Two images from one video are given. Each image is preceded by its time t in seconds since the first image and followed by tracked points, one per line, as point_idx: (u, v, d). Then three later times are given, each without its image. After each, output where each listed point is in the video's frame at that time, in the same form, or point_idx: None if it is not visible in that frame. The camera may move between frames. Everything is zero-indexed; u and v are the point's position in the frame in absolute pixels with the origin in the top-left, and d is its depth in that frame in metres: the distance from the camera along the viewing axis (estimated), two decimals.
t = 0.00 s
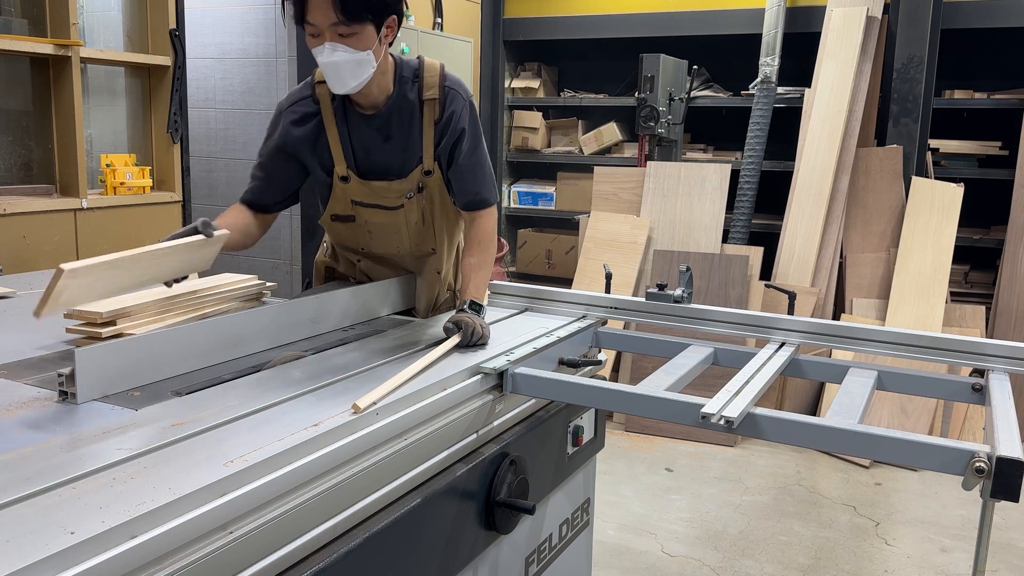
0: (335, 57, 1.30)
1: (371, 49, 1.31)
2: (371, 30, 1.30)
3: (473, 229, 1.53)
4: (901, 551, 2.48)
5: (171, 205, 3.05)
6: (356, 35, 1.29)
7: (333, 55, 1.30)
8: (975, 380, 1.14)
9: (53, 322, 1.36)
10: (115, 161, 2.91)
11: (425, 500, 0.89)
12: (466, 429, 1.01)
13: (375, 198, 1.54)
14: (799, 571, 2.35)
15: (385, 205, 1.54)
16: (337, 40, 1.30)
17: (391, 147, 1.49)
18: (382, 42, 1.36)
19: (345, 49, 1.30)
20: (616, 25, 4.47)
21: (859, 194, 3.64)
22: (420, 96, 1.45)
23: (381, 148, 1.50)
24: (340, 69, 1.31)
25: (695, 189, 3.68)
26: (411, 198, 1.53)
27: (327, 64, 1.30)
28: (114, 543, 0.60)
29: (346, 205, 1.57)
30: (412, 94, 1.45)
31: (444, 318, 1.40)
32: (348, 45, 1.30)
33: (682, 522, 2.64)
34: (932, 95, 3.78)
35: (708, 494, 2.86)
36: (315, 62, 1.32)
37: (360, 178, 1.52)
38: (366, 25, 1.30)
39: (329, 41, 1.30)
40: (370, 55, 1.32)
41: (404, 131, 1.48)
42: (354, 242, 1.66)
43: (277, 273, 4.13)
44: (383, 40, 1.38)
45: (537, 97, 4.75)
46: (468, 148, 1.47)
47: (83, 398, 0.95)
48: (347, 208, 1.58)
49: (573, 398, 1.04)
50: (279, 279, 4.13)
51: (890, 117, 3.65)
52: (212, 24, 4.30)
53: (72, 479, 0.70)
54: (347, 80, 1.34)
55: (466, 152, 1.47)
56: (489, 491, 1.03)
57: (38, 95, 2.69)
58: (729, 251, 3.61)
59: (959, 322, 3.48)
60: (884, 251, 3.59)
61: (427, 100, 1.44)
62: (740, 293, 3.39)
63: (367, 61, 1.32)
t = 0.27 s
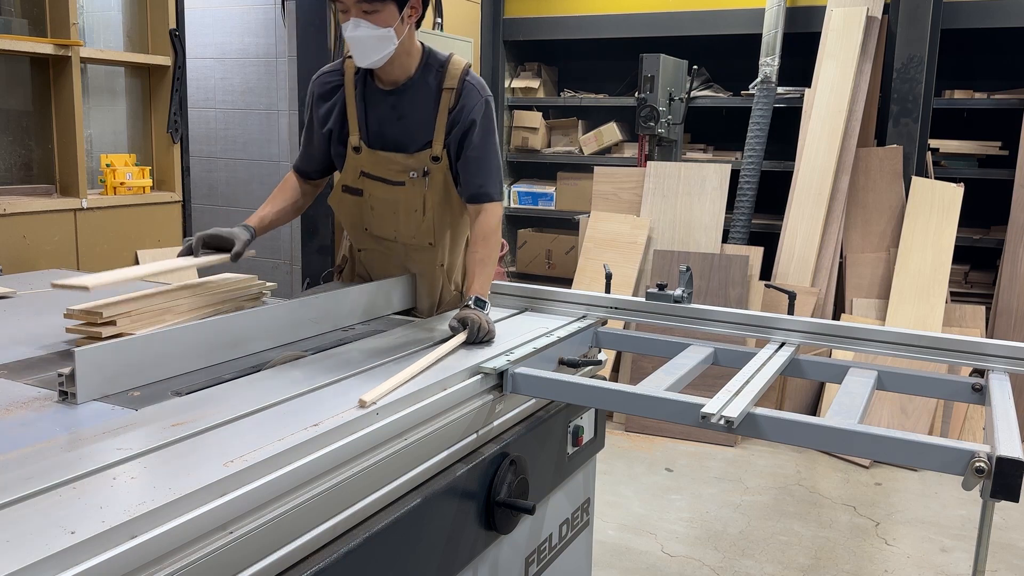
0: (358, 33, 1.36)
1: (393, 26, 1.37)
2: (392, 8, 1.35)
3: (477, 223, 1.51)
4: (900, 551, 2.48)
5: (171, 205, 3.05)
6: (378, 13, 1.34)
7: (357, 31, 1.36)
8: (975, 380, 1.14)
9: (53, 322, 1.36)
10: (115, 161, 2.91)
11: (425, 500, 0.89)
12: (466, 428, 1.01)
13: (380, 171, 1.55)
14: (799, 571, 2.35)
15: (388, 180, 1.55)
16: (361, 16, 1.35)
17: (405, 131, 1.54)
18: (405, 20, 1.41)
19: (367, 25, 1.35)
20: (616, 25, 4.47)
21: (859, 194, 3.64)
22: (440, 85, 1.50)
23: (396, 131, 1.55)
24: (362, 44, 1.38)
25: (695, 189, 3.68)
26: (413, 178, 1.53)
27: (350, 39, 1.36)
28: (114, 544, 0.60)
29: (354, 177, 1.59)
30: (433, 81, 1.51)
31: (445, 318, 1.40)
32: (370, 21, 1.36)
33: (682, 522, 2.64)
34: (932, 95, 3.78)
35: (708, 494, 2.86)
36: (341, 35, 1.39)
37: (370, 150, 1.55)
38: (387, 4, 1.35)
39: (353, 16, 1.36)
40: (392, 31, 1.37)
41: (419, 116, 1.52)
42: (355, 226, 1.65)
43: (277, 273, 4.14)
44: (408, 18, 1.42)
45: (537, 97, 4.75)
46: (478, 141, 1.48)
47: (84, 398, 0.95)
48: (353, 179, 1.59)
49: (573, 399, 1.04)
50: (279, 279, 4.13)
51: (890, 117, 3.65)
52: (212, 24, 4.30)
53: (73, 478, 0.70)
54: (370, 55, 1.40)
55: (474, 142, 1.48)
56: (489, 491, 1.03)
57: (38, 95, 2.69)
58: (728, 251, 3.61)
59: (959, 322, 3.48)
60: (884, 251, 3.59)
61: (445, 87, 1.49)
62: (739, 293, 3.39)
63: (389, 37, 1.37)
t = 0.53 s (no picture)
0: (378, 19, 1.47)
1: (411, 12, 1.49)
2: None
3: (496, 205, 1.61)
4: (900, 551, 2.48)
5: (171, 205, 3.05)
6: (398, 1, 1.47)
7: (378, 17, 1.48)
8: (975, 380, 1.14)
9: (53, 323, 1.36)
10: (115, 161, 2.91)
11: (424, 501, 0.89)
12: (466, 428, 1.01)
13: (399, 155, 1.66)
14: (799, 571, 2.35)
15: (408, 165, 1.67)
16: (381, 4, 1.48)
17: (414, 119, 1.67)
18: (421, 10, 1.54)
19: (388, 12, 1.48)
20: (615, 25, 4.47)
21: (859, 194, 3.64)
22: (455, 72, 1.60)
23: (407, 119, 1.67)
24: (382, 30, 1.49)
25: (695, 189, 3.68)
26: (432, 159, 1.65)
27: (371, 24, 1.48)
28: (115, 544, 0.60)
29: (372, 162, 1.69)
30: (442, 69, 1.62)
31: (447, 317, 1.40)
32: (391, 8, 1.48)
33: (682, 522, 2.64)
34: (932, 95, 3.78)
35: (708, 494, 2.86)
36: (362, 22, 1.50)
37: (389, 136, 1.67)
38: None
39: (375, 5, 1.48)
40: (410, 18, 1.50)
41: (427, 105, 1.65)
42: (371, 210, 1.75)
43: (277, 273, 4.14)
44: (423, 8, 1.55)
45: (537, 97, 4.75)
46: (484, 128, 1.61)
47: (84, 400, 0.95)
48: (370, 164, 1.69)
49: (573, 398, 1.04)
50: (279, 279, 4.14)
51: (890, 117, 3.65)
52: (212, 24, 4.30)
53: (74, 479, 0.70)
54: (389, 41, 1.52)
55: (492, 130, 1.59)
56: (490, 490, 1.03)
57: (38, 95, 2.69)
58: (728, 251, 3.61)
59: (958, 322, 3.48)
60: (884, 251, 3.59)
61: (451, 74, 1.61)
62: (739, 293, 3.39)
63: (409, 24, 1.50)
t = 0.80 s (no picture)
0: (367, 56, 1.25)
1: (407, 39, 1.24)
2: (404, 19, 1.22)
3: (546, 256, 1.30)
4: (901, 551, 2.48)
5: (171, 205, 3.05)
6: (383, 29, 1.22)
7: (365, 54, 1.26)
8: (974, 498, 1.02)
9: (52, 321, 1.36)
10: (115, 161, 2.91)
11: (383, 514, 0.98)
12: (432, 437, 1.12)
13: (432, 207, 1.41)
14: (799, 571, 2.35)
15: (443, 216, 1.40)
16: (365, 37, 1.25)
17: (461, 148, 1.35)
18: (426, 27, 1.26)
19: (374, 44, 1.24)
20: (615, 25, 4.46)
21: (859, 194, 3.63)
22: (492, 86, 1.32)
23: (449, 152, 1.37)
24: (376, 67, 1.27)
25: (694, 189, 3.68)
26: (471, 209, 1.37)
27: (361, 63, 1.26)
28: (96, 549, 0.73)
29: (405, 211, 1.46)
30: (484, 84, 1.33)
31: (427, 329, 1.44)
32: (378, 43, 1.24)
33: (682, 522, 2.64)
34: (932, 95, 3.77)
35: (707, 494, 2.86)
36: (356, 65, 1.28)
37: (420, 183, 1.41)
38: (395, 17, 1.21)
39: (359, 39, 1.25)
40: (406, 46, 1.24)
41: (478, 129, 1.33)
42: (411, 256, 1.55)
43: (277, 272, 4.13)
44: (427, 24, 1.26)
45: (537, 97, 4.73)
46: (570, 137, 1.23)
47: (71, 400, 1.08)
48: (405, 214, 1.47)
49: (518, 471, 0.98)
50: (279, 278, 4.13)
51: (890, 117, 3.65)
52: (211, 23, 4.29)
53: (74, 478, 0.86)
54: (391, 81, 1.29)
55: (553, 154, 1.24)
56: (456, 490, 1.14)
57: (36, 95, 2.69)
58: (728, 251, 3.60)
59: (959, 322, 3.48)
60: (884, 251, 3.59)
61: (498, 82, 1.30)
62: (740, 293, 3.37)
63: (406, 55, 1.26)
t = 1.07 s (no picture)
0: (372, 56, 1.29)
1: (412, 41, 1.26)
2: (407, 20, 1.23)
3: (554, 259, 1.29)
4: (901, 551, 2.48)
5: (171, 205, 3.04)
6: (387, 30, 1.24)
7: (372, 55, 1.29)
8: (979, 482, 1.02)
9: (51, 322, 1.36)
10: (115, 161, 2.90)
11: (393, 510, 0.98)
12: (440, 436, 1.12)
13: (444, 205, 1.41)
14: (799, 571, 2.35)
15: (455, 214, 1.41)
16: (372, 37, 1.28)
17: (474, 149, 1.36)
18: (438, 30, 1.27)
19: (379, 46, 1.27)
20: (615, 25, 4.46)
21: (859, 194, 3.63)
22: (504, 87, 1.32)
23: (462, 152, 1.38)
24: (382, 69, 1.29)
25: (694, 190, 3.68)
26: (483, 209, 1.37)
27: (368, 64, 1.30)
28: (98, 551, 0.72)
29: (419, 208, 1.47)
30: (496, 86, 1.32)
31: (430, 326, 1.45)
32: (385, 44, 1.27)
33: (682, 522, 2.64)
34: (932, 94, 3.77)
35: (707, 494, 2.86)
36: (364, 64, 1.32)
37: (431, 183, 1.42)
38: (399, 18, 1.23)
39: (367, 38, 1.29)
40: (412, 48, 1.26)
41: (490, 130, 1.33)
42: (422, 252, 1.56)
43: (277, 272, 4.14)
44: (438, 28, 1.27)
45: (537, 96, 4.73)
46: (581, 141, 1.23)
47: (79, 397, 1.07)
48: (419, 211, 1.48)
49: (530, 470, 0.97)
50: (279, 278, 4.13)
51: (890, 117, 3.65)
52: (211, 23, 4.29)
53: (75, 478, 0.85)
54: (399, 82, 1.31)
55: (564, 159, 1.24)
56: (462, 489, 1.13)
57: (36, 95, 2.69)
58: (728, 251, 3.60)
59: (959, 322, 3.48)
60: (884, 251, 3.59)
61: (510, 85, 1.30)
62: (740, 293, 3.37)
63: (412, 57, 1.27)
